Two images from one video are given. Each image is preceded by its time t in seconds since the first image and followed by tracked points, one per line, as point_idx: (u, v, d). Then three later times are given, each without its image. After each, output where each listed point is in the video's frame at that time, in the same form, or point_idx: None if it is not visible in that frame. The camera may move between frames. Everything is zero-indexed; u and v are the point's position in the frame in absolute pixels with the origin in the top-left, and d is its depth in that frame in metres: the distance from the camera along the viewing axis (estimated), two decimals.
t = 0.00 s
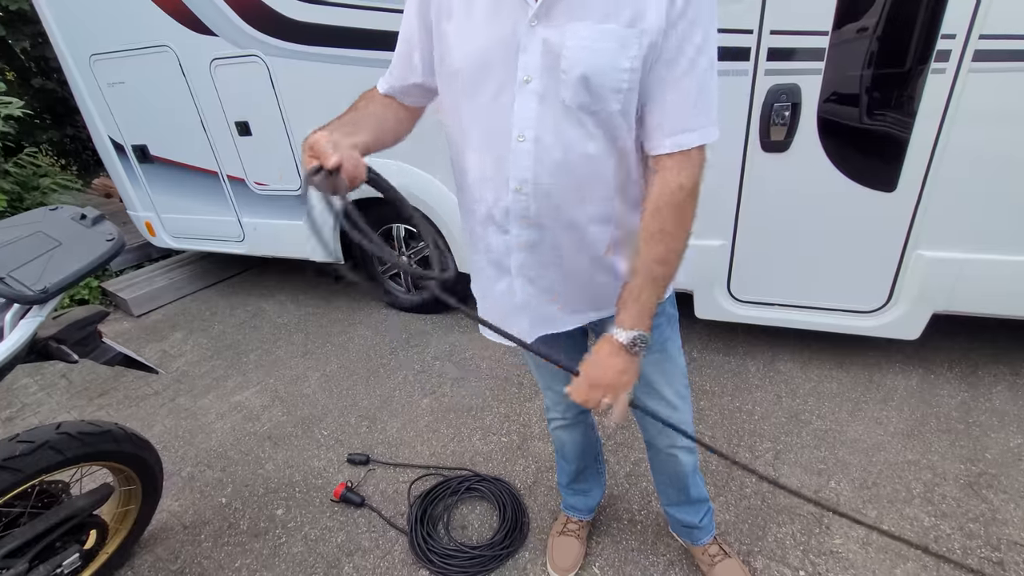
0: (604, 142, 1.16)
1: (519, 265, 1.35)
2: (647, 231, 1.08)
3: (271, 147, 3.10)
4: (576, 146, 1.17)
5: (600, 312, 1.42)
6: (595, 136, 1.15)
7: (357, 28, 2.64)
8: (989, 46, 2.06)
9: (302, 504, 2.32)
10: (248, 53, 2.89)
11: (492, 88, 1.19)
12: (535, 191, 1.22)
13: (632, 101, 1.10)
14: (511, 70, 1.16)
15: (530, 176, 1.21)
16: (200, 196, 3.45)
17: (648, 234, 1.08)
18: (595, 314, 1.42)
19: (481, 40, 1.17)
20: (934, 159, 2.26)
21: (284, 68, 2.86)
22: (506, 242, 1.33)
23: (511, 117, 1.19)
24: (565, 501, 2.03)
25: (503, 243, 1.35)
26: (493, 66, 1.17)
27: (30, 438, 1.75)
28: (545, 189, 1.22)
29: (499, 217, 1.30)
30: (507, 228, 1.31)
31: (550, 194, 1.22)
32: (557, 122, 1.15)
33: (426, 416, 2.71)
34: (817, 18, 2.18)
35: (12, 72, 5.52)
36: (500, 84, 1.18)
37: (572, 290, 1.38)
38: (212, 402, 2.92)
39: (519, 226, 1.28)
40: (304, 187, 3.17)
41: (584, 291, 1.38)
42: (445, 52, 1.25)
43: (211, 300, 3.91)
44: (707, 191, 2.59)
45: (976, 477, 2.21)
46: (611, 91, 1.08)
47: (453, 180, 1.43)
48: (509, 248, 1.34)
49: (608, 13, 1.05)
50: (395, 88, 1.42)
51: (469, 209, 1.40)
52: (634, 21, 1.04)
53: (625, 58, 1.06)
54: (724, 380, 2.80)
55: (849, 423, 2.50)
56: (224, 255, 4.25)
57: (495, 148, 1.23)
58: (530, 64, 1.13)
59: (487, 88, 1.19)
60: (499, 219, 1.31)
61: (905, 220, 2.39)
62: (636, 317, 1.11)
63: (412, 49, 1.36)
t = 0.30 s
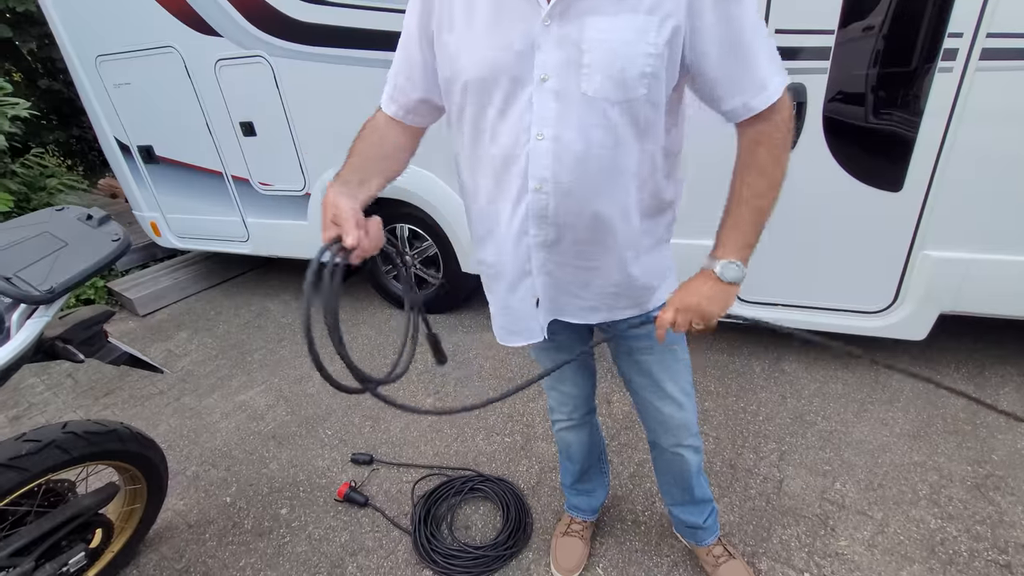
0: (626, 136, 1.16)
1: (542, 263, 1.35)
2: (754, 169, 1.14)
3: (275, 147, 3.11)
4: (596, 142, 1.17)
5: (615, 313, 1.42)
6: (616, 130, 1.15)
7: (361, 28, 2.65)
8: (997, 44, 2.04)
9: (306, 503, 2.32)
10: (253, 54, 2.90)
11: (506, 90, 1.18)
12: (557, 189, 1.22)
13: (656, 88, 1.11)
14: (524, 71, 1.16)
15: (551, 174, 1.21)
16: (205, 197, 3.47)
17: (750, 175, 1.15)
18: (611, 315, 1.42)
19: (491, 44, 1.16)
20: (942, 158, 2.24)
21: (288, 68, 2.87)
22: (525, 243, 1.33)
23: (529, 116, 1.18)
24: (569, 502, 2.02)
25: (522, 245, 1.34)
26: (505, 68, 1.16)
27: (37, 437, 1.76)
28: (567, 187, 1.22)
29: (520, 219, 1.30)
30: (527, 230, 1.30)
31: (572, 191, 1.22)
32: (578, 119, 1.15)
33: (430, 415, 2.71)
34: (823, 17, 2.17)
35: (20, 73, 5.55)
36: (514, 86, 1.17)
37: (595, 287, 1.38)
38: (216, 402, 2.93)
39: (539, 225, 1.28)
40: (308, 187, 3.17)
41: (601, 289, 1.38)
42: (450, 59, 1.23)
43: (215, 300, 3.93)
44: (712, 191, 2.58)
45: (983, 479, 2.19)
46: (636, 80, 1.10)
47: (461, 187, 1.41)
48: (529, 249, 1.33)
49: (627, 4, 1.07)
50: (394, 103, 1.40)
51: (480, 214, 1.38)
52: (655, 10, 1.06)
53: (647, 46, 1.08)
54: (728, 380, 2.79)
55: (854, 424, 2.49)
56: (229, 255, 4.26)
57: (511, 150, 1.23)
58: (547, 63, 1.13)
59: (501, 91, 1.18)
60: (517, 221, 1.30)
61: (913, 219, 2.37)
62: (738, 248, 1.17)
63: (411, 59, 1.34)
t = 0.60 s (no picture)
0: (652, 112, 1.17)
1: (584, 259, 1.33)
2: (688, 124, 1.05)
3: (278, 147, 3.11)
4: (626, 123, 1.17)
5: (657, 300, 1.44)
6: (643, 107, 1.16)
7: (364, 28, 2.64)
8: (1004, 43, 2.02)
9: (308, 504, 2.32)
10: (255, 54, 2.90)
11: (528, 83, 1.17)
12: (593, 176, 1.21)
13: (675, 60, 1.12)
14: (545, 61, 1.15)
15: (586, 162, 1.20)
16: (208, 197, 3.47)
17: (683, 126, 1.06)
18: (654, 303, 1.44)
19: (507, 38, 1.15)
20: (948, 157, 2.22)
21: (291, 68, 2.87)
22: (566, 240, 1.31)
23: (555, 106, 1.17)
24: (571, 504, 2.01)
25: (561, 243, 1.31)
26: (524, 61, 1.16)
27: (40, 437, 1.76)
28: (603, 172, 1.21)
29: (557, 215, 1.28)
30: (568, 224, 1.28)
31: (608, 175, 1.22)
32: (605, 101, 1.15)
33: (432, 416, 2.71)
34: (827, 16, 2.16)
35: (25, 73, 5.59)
36: (536, 78, 1.17)
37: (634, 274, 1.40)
38: (219, 401, 2.93)
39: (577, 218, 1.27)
40: (310, 187, 3.17)
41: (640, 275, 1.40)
42: (465, 60, 1.22)
43: (219, 299, 3.94)
44: (715, 192, 2.57)
45: (990, 482, 2.17)
46: (658, 54, 1.10)
47: (486, 193, 1.39)
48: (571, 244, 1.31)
49: None
50: (407, 118, 1.38)
51: (511, 217, 1.35)
52: None
53: (663, 19, 1.08)
54: (732, 381, 2.78)
55: (859, 425, 2.47)
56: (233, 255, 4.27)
57: (539, 144, 1.21)
58: (568, 50, 1.13)
59: (524, 84, 1.17)
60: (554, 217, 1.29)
61: (920, 218, 2.35)
62: (630, 187, 1.04)
63: (422, 65, 1.33)
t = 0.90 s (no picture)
0: (656, 107, 1.17)
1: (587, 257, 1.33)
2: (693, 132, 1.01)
3: (280, 148, 3.12)
4: (629, 119, 1.17)
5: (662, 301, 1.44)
6: (646, 102, 1.16)
7: (366, 28, 2.64)
8: (1010, 42, 2.01)
9: (311, 503, 2.32)
10: (258, 54, 2.90)
11: (530, 78, 1.17)
12: (595, 172, 1.21)
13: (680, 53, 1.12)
14: (547, 57, 1.15)
15: (588, 157, 1.19)
16: (211, 197, 3.48)
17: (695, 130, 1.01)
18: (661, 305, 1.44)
19: (510, 34, 1.15)
20: (953, 156, 2.21)
21: (294, 68, 2.87)
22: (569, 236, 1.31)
23: (557, 101, 1.17)
24: (574, 504, 2.01)
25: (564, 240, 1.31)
26: (526, 57, 1.15)
27: (44, 437, 1.77)
28: (606, 168, 1.21)
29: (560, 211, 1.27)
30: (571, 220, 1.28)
31: (611, 171, 1.22)
32: (608, 96, 1.15)
33: (434, 416, 2.71)
34: (831, 15, 2.15)
35: (30, 74, 5.62)
36: (539, 74, 1.16)
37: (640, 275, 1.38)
38: (223, 401, 2.94)
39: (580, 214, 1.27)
40: (313, 187, 3.18)
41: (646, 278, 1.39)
42: (468, 55, 1.22)
43: (222, 299, 3.95)
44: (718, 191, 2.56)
45: (995, 483, 2.16)
46: (661, 48, 1.10)
47: (487, 189, 1.38)
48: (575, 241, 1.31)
49: None
50: (406, 115, 1.37)
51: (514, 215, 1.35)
52: None
53: (665, 13, 1.08)
54: (735, 381, 2.77)
55: (863, 426, 2.46)
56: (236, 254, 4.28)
57: (540, 140, 1.20)
58: (571, 46, 1.13)
59: (526, 80, 1.17)
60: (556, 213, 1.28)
61: (925, 216, 2.33)
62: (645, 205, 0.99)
63: (418, 59, 1.33)
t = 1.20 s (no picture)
0: (648, 111, 1.15)
1: (575, 260, 1.33)
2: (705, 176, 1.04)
3: (282, 147, 3.12)
4: (620, 123, 1.15)
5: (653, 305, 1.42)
6: (638, 106, 1.14)
7: (367, 28, 2.64)
8: (1014, 41, 2.00)
9: (312, 503, 2.32)
10: (260, 54, 2.90)
11: (521, 80, 1.17)
12: (584, 175, 1.21)
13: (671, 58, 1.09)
14: (537, 59, 1.14)
15: (577, 160, 1.19)
16: (213, 197, 3.49)
17: (704, 173, 1.04)
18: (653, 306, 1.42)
19: (502, 35, 1.15)
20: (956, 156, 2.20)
21: (295, 68, 2.87)
22: (558, 238, 1.30)
23: (547, 104, 1.16)
24: (575, 505, 2.00)
25: (552, 242, 1.31)
26: (517, 59, 1.15)
27: (45, 437, 1.77)
28: (595, 171, 1.20)
29: (549, 213, 1.28)
30: (559, 223, 1.28)
31: (600, 175, 1.21)
32: (598, 100, 1.13)
33: (435, 416, 2.70)
34: (833, 13, 2.14)
35: (34, 75, 5.64)
36: (529, 76, 1.16)
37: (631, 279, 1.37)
38: (225, 401, 2.94)
39: (569, 217, 1.26)
40: (314, 187, 3.18)
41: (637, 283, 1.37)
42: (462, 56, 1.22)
43: (224, 299, 3.95)
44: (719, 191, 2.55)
45: (998, 484, 2.15)
46: (651, 53, 1.08)
47: (481, 187, 1.38)
48: (562, 243, 1.31)
49: None
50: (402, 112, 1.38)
51: (505, 215, 1.35)
52: None
53: (656, 18, 1.05)
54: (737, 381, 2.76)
55: (865, 427, 2.45)
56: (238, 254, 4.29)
57: (532, 141, 1.21)
58: (561, 49, 1.12)
59: (517, 82, 1.17)
60: (545, 215, 1.28)
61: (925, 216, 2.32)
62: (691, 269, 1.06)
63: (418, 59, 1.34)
